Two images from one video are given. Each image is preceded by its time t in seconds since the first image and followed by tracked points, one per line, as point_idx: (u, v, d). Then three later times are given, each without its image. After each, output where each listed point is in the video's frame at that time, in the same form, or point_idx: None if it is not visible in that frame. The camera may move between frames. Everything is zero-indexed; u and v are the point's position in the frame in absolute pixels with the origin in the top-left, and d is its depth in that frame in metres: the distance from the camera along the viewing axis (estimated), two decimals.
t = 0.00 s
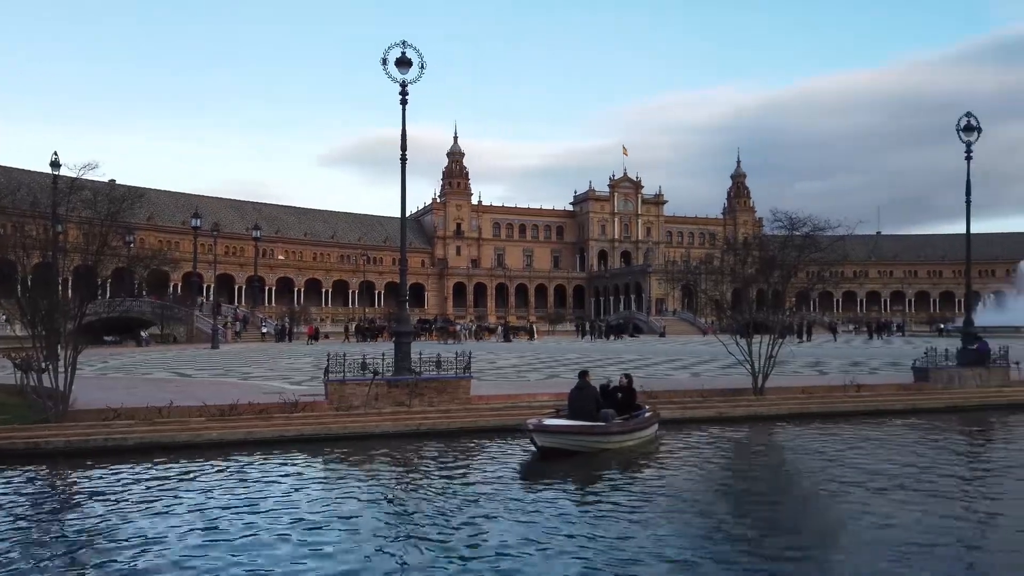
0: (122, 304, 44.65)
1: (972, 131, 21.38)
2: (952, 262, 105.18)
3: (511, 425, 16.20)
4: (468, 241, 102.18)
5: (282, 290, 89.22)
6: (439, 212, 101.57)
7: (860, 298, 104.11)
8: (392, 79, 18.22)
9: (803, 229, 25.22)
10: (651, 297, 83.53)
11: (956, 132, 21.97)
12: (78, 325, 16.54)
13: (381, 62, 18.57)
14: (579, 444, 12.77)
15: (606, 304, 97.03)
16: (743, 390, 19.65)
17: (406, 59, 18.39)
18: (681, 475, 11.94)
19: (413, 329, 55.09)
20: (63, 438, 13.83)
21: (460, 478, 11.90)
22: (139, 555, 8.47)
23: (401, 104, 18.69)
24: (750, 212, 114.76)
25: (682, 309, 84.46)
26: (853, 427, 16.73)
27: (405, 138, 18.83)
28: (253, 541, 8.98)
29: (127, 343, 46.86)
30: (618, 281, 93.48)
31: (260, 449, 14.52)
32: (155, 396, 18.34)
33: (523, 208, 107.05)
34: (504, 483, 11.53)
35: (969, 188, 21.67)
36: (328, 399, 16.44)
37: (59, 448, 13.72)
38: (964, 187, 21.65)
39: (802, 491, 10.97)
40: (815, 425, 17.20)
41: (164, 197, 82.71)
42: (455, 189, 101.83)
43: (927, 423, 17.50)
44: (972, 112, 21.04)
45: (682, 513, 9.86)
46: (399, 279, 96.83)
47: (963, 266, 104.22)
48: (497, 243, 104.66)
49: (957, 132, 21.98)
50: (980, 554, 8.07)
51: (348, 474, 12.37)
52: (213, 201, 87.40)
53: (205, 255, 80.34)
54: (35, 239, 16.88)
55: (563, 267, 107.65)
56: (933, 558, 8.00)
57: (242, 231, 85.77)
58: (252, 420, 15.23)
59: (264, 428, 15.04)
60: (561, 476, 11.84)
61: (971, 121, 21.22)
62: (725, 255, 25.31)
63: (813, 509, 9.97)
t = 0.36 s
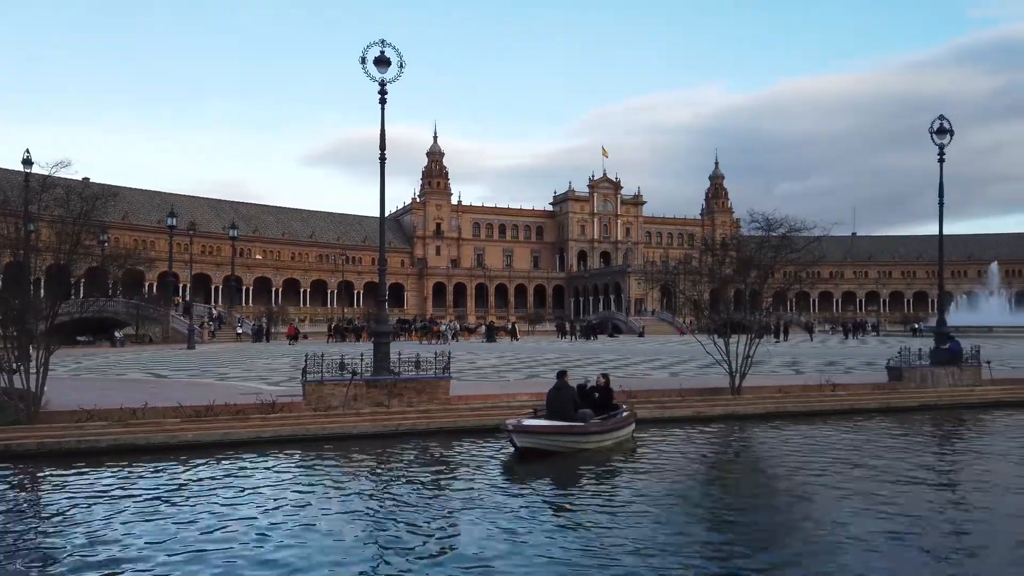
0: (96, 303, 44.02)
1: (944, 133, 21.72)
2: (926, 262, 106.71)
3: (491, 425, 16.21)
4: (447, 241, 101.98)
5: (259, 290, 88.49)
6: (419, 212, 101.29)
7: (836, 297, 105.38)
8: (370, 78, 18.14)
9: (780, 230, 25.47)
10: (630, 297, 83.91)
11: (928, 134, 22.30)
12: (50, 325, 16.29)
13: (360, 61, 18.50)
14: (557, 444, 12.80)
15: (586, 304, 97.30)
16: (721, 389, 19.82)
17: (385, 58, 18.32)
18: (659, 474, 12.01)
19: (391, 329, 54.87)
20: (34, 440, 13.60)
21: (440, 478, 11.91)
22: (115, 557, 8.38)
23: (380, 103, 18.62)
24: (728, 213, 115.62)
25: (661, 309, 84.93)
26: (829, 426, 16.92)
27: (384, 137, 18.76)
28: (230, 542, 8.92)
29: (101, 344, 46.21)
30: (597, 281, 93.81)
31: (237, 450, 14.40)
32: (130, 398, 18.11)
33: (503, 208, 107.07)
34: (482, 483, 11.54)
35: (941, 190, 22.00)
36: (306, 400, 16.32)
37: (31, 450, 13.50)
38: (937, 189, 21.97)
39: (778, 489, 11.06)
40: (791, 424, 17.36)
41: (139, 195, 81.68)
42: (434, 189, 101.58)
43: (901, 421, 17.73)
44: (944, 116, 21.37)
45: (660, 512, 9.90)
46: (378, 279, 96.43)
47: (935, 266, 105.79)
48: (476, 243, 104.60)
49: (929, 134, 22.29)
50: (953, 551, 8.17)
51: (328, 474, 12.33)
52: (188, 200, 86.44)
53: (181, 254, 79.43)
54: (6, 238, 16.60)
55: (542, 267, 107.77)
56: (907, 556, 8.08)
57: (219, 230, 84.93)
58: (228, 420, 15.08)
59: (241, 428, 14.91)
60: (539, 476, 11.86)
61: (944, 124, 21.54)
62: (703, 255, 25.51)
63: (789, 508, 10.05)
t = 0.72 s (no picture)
0: (71, 302, 43.35)
1: (920, 135, 22.00)
2: (903, 262, 108.00)
3: (471, 425, 16.21)
4: (429, 240, 101.72)
5: (239, 289, 87.73)
6: (400, 211, 100.90)
7: (814, 297, 106.48)
8: (351, 76, 18.02)
9: (759, 230, 25.69)
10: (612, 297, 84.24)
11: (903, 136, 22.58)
12: (25, 325, 15.99)
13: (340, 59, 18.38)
14: (538, 444, 12.81)
15: (567, 303, 97.50)
16: (701, 388, 19.96)
17: (365, 56, 18.23)
18: (639, 473, 12.06)
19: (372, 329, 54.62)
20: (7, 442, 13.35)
21: (421, 478, 11.89)
22: (90, 559, 8.26)
23: (360, 102, 18.53)
24: (708, 213, 116.35)
25: (642, 308, 85.26)
26: (807, 425, 17.11)
27: (364, 135, 18.66)
28: (209, 543, 8.83)
29: (77, 344, 45.54)
30: (579, 281, 93.99)
31: (216, 451, 14.27)
32: (106, 398, 17.83)
33: (485, 207, 106.96)
34: (464, 483, 11.53)
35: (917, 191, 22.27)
36: (285, 400, 16.20)
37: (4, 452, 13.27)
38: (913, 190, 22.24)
39: (757, 488, 11.13)
40: (770, 423, 17.49)
41: (116, 193, 80.68)
42: (416, 188, 101.24)
43: (877, 420, 17.93)
44: (921, 117, 21.63)
45: (640, 512, 9.91)
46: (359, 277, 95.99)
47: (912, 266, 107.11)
48: (458, 242, 104.38)
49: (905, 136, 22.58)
50: (929, 549, 8.26)
51: (309, 475, 12.27)
52: (166, 198, 85.49)
53: (159, 253, 78.55)
54: None
55: (524, 266, 107.78)
56: (885, 553, 8.14)
57: (197, 229, 84.09)
58: (206, 421, 14.92)
59: (220, 429, 14.77)
60: (520, 475, 11.86)
61: (920, 126, 21.80)
62: (683, 254, 25.64)
63: (768, 506, 10.13)
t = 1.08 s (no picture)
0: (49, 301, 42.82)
1: (899, 137, 22.24)
2: (882, 262, 109.06)
3: (454, 424, 16.18)
4: (412, 239, 101.48)
5: (220, 288, 87.04)
6: (383, 210, 100.54)
7: (795, 296, 107.36)
8: (334, 74, 17.94)
9: (740, 230, 25.85)
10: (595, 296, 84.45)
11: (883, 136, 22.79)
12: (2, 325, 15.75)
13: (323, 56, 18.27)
14: (520, 444, 12.81)
15: (551, 303, 97.61)
16: (683, 387, 20.07)
17: (349, 54, 18.16)
18: (622, 472, 12.10)
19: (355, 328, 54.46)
20: None
21: (405, 478, 11.83)
22: (63, 562, 8.17)
23: (343, 100, 18.45)
24: (691, 213, 116.94)
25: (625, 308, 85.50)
26: (788, 423, 17.24)
27: (347, 134, 18.58)
28: (187, 545, 8.74)
29: (54, 343, 44.98)
30: (562, 280, 94.12)
31: (197, 452, 14.16)
32: (84, 398, 17.60)
33: (469, 207, 106.82)
34: (446, 483, 11.51)
35: (896, 192, 22.50)
36: (267, 400, 16.09)
37: None
38: (892, 191, 22.45)
39: (739, 486, 11.17)
40: (751, 421, 17.60)
41: (95, 191, 79.77)
42: (399, 187, 100.96)
43: (856, 418, 18.11)
44: (900, 119, 21.83)
45: (622, 511, 9.92)
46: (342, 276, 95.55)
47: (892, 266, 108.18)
48: (441, 242, 104.14)
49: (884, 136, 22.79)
50: (910, 546, 8.34)
51: (291, 475, 12.20)
52: (146, 196, 84.67)
53: (139, 252, 77.78)
54: None
55: (507, 266, 107.74)
56: (865, 552, 8.17)
57: (178, 227, 83.32)
58: (187, 421, 14.78)
59: (200, 429, 14.64)
60: (503, 475, 11.86)
61: (899, 128, 22.01)
62: (666, 254, 25.76)
63: (750, 505, 10.15)
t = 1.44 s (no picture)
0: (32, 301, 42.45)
1: (883, 138, 22.43)
2: (867, 263, 109.97)
3: (441, 424, 16.19)
4: (400, 239, 101.28)
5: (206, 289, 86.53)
6: (370, 210, 100.28)
7: (780, 296, 108.12)
8: (320, 73, 17.87)
9: (727, 230, 25.98)
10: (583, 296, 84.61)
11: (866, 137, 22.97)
12: None
13: (309, 55, 18.19)
14: (507, 444, 12.82)
15: (538, 303, 97.71)
16: (669, 385, 20.15)
17: (335, 53, 18.10)
18: (611, 472, 12.13)
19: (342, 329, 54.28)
20: None
21: (392, 479, 11.81)
22: (49, 562, 8.16)
23: (330, 99, 18.39)
24: (678, 213, 117.41)
25: (612, 308, 85.70)
26: (774, 423, 17.33)
27: (333, 133, 18.52)
28: (170, 547, 8.70)
29: (37, 344, 44.54)
30: (550, 280, 94.22)
31: (183, 453, 14.08)
32: (67, 400, 17.43)
33: (456, 207, 106.64)
34: (434, 483, 11.51)
35: (880, 193, 22.69)
36: (253, 400, 16.01)
37: None
38: (876, 192, 22.64)
39: (725, 486, 11.22)
40: (737, 420, 17.69)
41: (78, 190, 79.07)
42: (386, 186, 100.74)
43: (840, 417, 18.26)
44: (884, 120, 21.99)
45: (610, 510, 9.92)
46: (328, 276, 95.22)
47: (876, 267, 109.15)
48: (429, 242, 103.94)
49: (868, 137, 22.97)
50: (895, 544, 8.43)
51: (277, 475, 12.20)
52: (131, 196, 84.01)
53: (123, 252, 77.21)
54: None
55: (495, 266, 107.72)
56: (851, 552, 8.21)
57: (163, 226, 82.73)
58: (172, 422, 14.69)
59: (184, 431, 14.55)
60: (490, 475, 11.86)
61: (883, 129, 22.19)
62: (653, 254, 25.86)
63: (735, 504, 10.25)
